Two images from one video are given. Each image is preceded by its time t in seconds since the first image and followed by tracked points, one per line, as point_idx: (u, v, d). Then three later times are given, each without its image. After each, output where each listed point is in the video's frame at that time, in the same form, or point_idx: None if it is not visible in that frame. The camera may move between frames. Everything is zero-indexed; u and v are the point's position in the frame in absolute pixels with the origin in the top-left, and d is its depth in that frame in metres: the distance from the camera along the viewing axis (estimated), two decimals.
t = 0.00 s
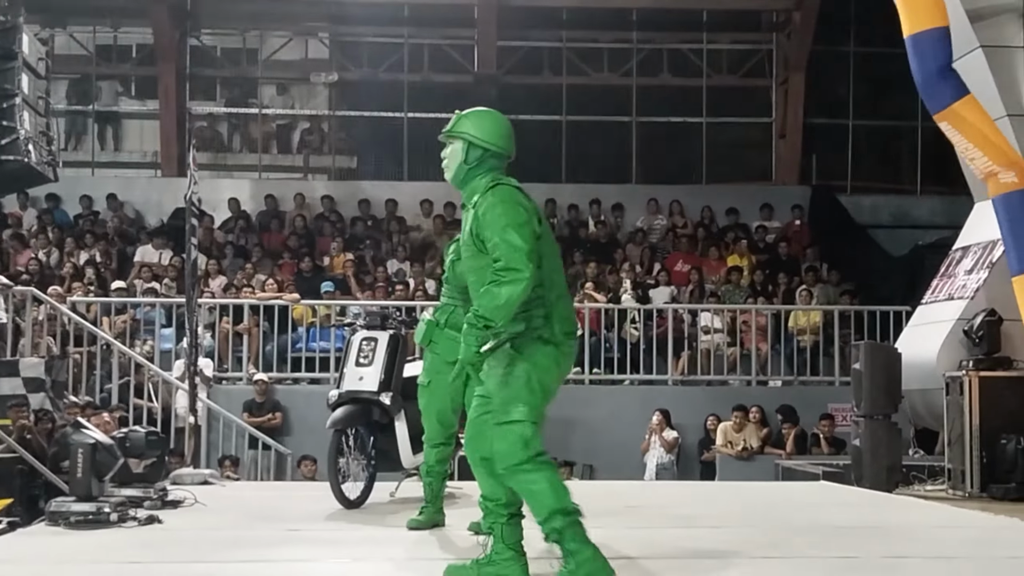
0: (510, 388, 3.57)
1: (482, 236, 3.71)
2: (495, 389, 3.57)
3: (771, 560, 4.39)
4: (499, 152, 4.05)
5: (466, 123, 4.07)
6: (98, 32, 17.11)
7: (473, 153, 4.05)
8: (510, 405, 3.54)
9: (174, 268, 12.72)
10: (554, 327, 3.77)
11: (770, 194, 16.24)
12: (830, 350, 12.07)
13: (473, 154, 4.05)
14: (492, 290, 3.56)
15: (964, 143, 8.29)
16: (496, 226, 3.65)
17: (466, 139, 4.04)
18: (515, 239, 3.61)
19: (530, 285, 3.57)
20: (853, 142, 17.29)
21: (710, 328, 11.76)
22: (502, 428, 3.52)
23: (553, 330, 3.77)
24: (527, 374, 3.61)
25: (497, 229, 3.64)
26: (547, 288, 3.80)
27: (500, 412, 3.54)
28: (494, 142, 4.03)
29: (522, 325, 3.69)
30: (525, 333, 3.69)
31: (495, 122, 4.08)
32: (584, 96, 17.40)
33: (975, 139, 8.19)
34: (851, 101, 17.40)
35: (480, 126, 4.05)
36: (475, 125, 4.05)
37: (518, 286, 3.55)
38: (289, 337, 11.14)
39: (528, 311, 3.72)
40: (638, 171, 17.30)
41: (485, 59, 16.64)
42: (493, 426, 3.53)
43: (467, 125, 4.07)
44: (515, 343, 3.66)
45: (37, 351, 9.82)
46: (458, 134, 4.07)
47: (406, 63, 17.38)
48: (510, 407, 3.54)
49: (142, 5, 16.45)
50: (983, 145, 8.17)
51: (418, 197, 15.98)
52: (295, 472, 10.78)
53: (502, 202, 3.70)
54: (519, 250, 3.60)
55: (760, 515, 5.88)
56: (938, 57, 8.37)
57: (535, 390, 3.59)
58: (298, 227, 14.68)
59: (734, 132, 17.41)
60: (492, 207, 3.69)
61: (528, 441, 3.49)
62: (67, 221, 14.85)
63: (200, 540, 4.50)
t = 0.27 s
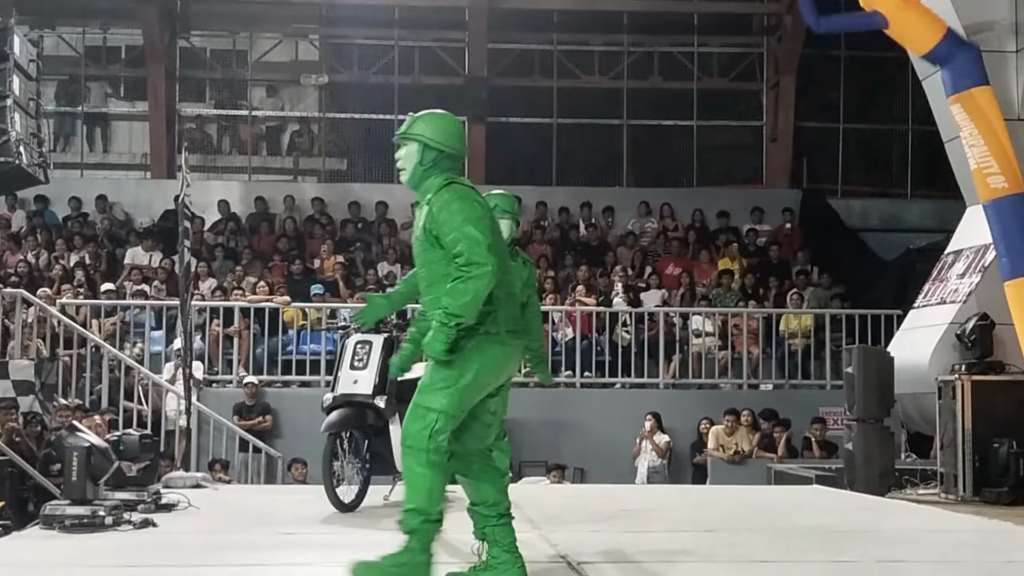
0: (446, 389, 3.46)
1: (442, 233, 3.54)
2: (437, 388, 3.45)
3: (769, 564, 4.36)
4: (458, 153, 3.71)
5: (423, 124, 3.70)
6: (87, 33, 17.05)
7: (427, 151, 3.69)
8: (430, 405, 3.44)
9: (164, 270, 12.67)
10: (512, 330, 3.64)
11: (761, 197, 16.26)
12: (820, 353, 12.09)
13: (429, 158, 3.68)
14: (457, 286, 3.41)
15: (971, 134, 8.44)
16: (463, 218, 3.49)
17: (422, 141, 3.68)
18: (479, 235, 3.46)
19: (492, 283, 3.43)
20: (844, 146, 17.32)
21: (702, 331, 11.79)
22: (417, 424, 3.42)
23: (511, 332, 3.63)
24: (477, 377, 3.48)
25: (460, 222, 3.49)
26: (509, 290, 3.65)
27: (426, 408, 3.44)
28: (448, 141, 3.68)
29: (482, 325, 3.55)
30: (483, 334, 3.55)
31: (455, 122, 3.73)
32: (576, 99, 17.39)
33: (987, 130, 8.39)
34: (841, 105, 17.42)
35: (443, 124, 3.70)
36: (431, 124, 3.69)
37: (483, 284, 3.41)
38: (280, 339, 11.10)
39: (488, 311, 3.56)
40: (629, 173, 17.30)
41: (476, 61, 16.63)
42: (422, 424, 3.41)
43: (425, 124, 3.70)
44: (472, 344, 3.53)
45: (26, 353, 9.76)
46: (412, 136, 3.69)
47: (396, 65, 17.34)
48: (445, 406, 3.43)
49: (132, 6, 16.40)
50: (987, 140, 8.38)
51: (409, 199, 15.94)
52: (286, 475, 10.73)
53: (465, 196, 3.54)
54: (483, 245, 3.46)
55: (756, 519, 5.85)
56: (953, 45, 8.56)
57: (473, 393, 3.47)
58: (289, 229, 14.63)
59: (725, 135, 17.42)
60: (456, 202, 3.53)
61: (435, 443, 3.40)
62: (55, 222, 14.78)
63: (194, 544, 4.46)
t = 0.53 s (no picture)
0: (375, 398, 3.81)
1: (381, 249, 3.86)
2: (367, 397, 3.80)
3: (763, 569, 4.39)
4: (407, 164, 4.03)
5: (377, 137, 4.01)
6: (82, 39, 17.06)
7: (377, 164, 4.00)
8: (360, 415, 3.79)
9: (158, 276, 12.67)
10: (440, 339, 4.01)
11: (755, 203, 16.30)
12: (814, 360, 12.11)
13: (379, 167, 4.00)
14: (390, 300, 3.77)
15: (962, 143, 7.90)
16: (397, 233, 3.82)
17: (372, 152, 3.99)
18: (414, 248, 3.81)
19: (421, 298, 3.79)
20: (837, 153, 17.37)
21: (696, 337, 11.81)
22: (349, 434, 3.77)
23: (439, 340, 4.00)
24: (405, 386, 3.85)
25: (396, 236, 3.82)
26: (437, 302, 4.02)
27: (357, 419, 3.78)
28: (399, 155, 3.99)
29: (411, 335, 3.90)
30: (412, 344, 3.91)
31: (402, 136, 4.05)
32: (570, 106, 17.43)
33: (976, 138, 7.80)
34: (835, 112, 17.48)
35: (391, 140, 4.01)
36: (381, 136, 4.01)
37: (413, 298, 3.78)
38: (274, 345, 11.11)
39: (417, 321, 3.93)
40: (623, 180, 17.33)
41: (471, 68, 16.66)
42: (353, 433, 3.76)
43: (378, 137, 4.02)
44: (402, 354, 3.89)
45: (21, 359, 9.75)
46: (362, 147, 4.01)
47: (391, 72, 17.37)
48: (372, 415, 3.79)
49: (127, 12, 16.41)
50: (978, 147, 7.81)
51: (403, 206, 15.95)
52: (280, 481, 10.73)
53: (402, 211, 3.87)
54: (415, 260, 3.81)
55: (750, 524, 5.87)
56: (943, 46, 7.82)
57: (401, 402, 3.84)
58: (283, 235, 14.62)
59: (719, 141, 17.46)
60: (394, 217, 3.84)
61: (366, 455, 3.75)
62: (50, 228, 14.77)
63: (191, 549, 4.47)
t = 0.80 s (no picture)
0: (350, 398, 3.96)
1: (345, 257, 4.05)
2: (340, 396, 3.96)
3: None
4: (372, 176, 4.22)
5: (341, 149, 4.23)
6: (80, 46, 17.09)
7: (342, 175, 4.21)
8: (336, 416, 3.93)
9: (156, 282, 12.68)
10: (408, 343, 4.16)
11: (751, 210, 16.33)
12: (810, 366, 12.13)
13: (344, 181, 4.20)
14: (350, 308, 3.96)
15: (950, 155, 7.60)
16: (356, 242, 4.01)
17: (338, 166, 4.20)
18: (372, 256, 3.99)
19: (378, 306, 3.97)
20: (833, 160, 17.41)
21: (692, 344, 11.85)
22: (321, 433, 3.91)
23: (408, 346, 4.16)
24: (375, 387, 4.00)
25: (355, 245, 4.01)
26: (405, 307, 4.19)
27: (331, 418, 3.93)
28: (365, 166, 4.20)
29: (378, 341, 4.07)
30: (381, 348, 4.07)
31: (364, 150, 4.24)
32: (567, 113, 17.46)
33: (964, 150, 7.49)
34: (830, 119, 17.51)
35: (356, 152, 4.22)
36: (347, 151, 4.22)
37: (370, 306, 3.96)
38: (271, 352, 11.12)
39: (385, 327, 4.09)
40: (619, 187, 17.35)
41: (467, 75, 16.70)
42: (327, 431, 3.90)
43: (343, 149, 4.23)
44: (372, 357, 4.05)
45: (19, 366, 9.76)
46: (329, 162, 4.22)
47: (388, 79, 17.40)
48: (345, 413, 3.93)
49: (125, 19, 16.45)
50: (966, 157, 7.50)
51: (400, 212, 15.96)
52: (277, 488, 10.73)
53: (360, 220, 4.05)
54: (374, 268, 3.99)
55: (745, 532, 5.87)
56: (938, 57, 7.41)
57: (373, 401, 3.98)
58: (280, 242, 14.64)
59: (714, 148, 17.49)
60: (357, 224, 4.04)
61: (341, 453, 3.89)
62: (47, 234, 14.79)
63: (186, 557, 4.47)
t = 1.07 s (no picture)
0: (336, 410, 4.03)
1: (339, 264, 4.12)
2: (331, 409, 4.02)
3: None
4: (373, 179, 4.32)
5: (340, 155, 4.32)
6: (75, 53, 17.08)
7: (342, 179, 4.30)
8: (324, 431, 4.00)
9: (151, 290, 12.66)
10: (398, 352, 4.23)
11: (746, 218, 16.35)
12: (806, 374, 12.14)
13: (345, 183, 4.27)
14: (342, 308, 4.02)
15: (938, 167, 7.65)
16: (353, 244, 4.09)
17: (338, 168, 4.29)
18: (367, 264, 4.07)
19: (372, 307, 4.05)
20: (827, 168, 17.44)
21: (687, 351, 11.87)
22: (318, 450, 3.97)
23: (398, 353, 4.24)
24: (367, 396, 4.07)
25: (352, 246, 4.09)
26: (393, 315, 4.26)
27: (322, 434, 3.99)
28: (363, 171, 4.29)
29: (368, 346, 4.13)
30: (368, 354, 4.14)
31: (365, 153, 4.35)
32: (561, 121, 17.48)
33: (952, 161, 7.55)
34: (824, 127, 17.55)
35: (356, 158, 4.30)
36: (347, 156, 4.31)
37: (365, 306, 4.04)
38: (266, 359, 11.11)
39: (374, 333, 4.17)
40: (614, 194, 17.37)
41: (462, 82, 16.71)
42: (320, 446, 3.97)
43: (343, 154, 4.32)
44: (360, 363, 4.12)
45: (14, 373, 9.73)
46: (329, 164, 4.31)
47: (383, 86, 17.41)
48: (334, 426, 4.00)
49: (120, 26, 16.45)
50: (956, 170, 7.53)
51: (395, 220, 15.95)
52: (273, 496, 10.71)
53: (356, 221, 4.14)
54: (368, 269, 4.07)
55: (744, 539, 5.87)
56: (920, 72, 7.58)
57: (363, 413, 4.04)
58: (275, 249, 14.62)
59: (709, 156, 17.52)
60: (353, 230, 4.11)
61: (335, 468, 3.96)
62: (41, 241, 14.76)
63: (183, 565, 4.45)
